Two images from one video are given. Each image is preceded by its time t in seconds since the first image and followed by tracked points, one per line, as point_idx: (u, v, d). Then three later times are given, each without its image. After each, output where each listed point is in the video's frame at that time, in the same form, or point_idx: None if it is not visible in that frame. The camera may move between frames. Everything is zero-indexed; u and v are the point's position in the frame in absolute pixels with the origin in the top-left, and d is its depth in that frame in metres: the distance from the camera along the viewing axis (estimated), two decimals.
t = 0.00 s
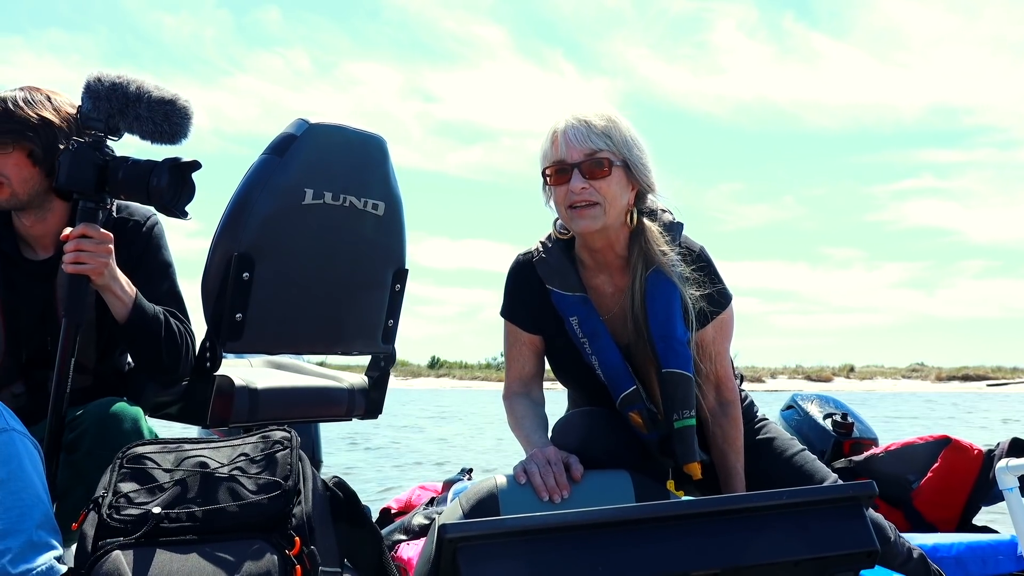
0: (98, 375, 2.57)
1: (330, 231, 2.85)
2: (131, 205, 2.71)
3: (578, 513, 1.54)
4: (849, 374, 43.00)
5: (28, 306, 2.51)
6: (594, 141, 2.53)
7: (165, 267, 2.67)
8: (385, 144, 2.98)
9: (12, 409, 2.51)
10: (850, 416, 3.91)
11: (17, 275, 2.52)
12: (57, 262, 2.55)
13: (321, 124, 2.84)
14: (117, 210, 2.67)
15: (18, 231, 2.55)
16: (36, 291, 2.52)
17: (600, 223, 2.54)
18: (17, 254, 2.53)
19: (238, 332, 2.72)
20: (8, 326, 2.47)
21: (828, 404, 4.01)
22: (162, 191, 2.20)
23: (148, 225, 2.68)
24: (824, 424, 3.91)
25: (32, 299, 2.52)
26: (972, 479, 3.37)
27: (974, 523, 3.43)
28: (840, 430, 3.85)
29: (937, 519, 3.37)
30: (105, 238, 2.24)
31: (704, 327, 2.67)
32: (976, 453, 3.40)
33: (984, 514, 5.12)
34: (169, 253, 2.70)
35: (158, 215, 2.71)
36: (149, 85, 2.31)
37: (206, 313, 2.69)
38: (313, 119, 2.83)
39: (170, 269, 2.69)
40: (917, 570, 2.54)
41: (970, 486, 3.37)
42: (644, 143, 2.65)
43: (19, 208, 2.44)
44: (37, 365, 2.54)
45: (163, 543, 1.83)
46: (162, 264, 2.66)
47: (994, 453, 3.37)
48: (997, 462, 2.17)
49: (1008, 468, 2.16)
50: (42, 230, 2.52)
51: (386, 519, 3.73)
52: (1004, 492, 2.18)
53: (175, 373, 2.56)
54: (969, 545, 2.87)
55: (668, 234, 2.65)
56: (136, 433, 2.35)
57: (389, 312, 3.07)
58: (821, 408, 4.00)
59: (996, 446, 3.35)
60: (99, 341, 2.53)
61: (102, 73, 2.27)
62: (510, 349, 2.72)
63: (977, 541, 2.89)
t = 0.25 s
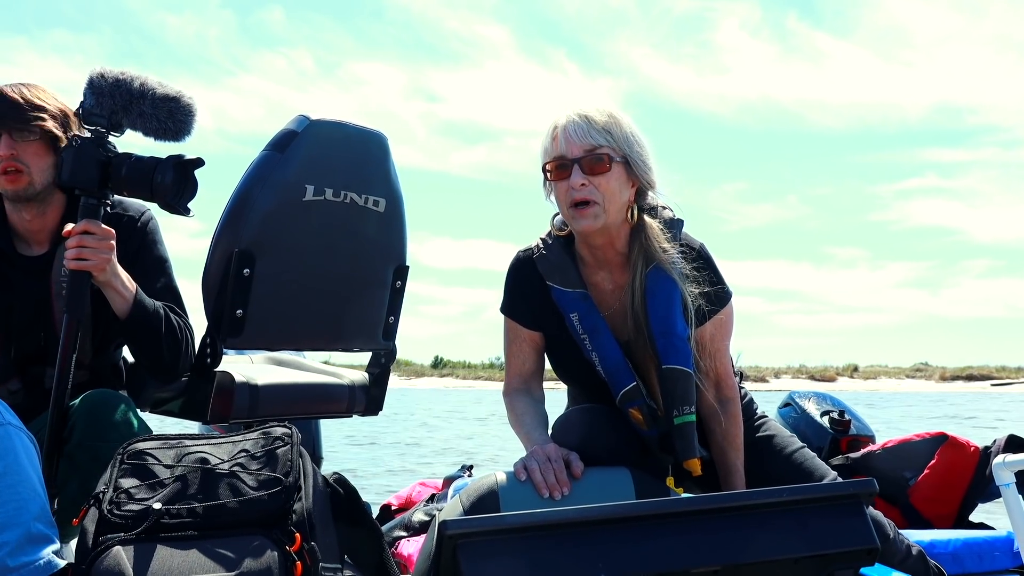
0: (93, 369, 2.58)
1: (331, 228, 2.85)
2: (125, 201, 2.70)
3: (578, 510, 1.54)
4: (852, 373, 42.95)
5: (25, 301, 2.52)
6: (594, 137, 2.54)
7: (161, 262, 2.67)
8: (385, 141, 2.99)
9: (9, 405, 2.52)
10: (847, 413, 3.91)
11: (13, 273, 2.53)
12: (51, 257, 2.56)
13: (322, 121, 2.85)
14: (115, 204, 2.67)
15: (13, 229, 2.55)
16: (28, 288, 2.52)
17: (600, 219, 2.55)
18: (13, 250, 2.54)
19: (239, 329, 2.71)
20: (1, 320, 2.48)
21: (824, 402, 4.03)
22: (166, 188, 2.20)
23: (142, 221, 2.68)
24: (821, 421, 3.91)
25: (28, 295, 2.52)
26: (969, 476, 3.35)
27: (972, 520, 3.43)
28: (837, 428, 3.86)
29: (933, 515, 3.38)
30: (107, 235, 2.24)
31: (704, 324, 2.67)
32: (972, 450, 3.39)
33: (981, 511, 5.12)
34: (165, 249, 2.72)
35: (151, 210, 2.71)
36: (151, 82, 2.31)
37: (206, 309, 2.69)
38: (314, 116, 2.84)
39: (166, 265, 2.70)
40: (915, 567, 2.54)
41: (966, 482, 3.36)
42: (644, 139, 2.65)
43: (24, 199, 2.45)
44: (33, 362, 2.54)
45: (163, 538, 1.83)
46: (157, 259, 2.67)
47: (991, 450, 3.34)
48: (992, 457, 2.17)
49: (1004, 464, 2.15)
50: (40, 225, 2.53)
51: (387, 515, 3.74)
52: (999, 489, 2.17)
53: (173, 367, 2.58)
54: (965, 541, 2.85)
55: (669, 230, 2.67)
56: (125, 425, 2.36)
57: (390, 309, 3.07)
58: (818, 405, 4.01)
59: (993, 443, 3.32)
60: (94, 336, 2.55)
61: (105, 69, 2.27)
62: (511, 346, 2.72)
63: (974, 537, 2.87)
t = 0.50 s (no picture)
0: (94, 365, 2.59)
1: (332, 225, 2.86)
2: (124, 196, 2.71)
3: (578, 506, 1.54)
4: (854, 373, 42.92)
5: (26, 295, 2.53)
6: (597, 134, 2.54)
7: (161, 257, 2.68)
8: (386, 137, 2.99)
9: (10, 400, 2.52)
10: (843, 409, 3.91)
11: (13, 269, 2.54)
12: (52, 252, 2.57)
13: (323, 117, 2.85)
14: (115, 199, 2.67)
15: (13, 224, 2.56)
16: (29, 283, 2.54)
17: (603, 215, 2.54)
18: (13, 246, 2.54)
19: (239, 325, 2.72)
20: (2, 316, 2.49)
21: (821, 397, 4.04)
22: (166, 182, 2.20)
23: (142, 216, 2.69)
24: (816, 417, 3.92)
25: (29, 291, 2.53)
26: (964, 470, 3.37)
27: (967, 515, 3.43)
28: (833, 423, 3.85)
29: (926, 509, 3.38)
30: (107, 229, 2.24)
31: (705, 320, 2.67)
32: (966, 444, 3.40)
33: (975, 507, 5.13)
34: (166, 244, 2.72)
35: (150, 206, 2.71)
36: (151, 77, 2.32)
37: (207, 305, 2.69)
38: (316, 112, 2.84)
39: (166, 260, 2.70)
40: (914, 564, 2.53)
41: (961, 477, 3.37)
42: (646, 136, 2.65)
43: (29, 195, 2.46)
44: (33, 358, 2.55)
45: (164, 533, 1.83)
46: (158, 254, 2.67)
47: (984, 445, 3.36)
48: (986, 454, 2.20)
49: (998, 460, 2.19)
50: (40, 221, 2.54)
51: (387, 511, 3.75)
52: (993, 484, 2.20)
53: (174, 362, 2.58)
54: (960, 536, 2.87)
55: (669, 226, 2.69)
56: (134, 419, 2.35)
57: (391, 306, 3.07)
58: (814, 401, 4.01)
59: (986, 437, 3.34)
60: (96, 332, 2.55)
61: (105, 64, 2.27)
62: (511, 342, 2.73)
63: (969, 533, 2.88)
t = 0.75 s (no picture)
0: (99, 358, 2.61)
1: (332, 220, 2.86)
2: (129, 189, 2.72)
3: (580, 500, 1.53)
4: (854, 372, 42.92)
5: (30, 288, 2.53)
6: (599, 129, 2.54)
7: (165, 250, 2.68)
8: (388, 131, 2.98)
9: (13, 392, 2.50)
10: (837, 402, 3.90)
11: (17, 261, 2.54)
12: (57, 244, 2.58)
13: (324, 111, 2.85)
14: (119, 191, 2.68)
15: (17, 217, 2.57)
16: (34, 276, 2.54)
17: (604, 209, 2.55)
18: (18, 239, 2.55)
19: (240, 318, 2.72)
20: (6, 310, 2.49)
21: (815, 392, 4.04)
22: (169, 176, 2.20)
23: (146, 209, 2.68)
24: (810, 411, 3.93)
25: (33, 284, 2.53)
26: (957, 465, 3.40)
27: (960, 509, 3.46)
28: (827, 418, 3.85)
29: (920, 503, 3.39)
30: (110, 222, 2.25)
31: (705, 315, 2.67)
32: (959, 439, 3.43)
33: (967, 502, 5.15)
34: (170, 238, 2.72)
35: (155, 198, 2.72)
36: (155, 71, 2.32)
37: (208, 299, 2.69)
38: (317, 106, 2.84)
39: (170, 253, 2.70)
40: (913, 560, 2.53)
41: (955, 472, 3.40)
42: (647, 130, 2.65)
43: (38, 189, 2.48)
44: (37, 352, 2.55)
45: (164, 526, 1.84)
46: (163, 248, 2.68)
47: (976, 439, 3.40)
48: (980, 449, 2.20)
49: (991, 455, 2.19)
50: (46, 214, 2.55)
51: (388, 504, 3.77)
52: (986, 480, 2.19)
53: (176, 355, 2.59)
54: (953, 530, 2.87)
55: (670, 222, 2.68)
56: (138, 415, 2.35)
57: (391, 300, 3.08)
58: (808, 396, 4.02)
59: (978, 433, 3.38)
60: (100, 324, 2.57)
61: (109, 57, 2.27)
62: (511, 336, 2.73)
63: (961, 526, 2.89)
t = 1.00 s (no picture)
0: (101, 356, 2.63)
1: (332, 217, 2.86)
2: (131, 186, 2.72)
3: (580, 496, 1.54)
4: (855, 372, 42.91)
5: (32, 285, 2.53)
6: (599, 124, 2.54)
7: (166, 247, 2.68)
8: (387, 129, 2.99)
9: (16, 390, 2.52)
10: (835, 401, 3.92)
11: (18, 258, 2.54)
12: (59, 241, 2.58)
13: (324, 108, 2.85)
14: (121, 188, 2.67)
15: (19, 213, 2.57)
16: (36, 274, 2.54)
17: (604, 205, 2.55)
18: (20, 235, 2.55)
19: (240, 315, 2.72)
20: (8, 309, 2.48)
21: (813, 389, 4.04)
22: (173, 174, 2.20)
23: (148, 206, 2.68)
24: (808, 408, 3.94)
25: (34, 282, 2.54)
26: (954, 463, 3.41)
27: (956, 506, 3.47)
28: (825, 416, 3.87)
29: (917, 501, 3.40)
30: (112, 221, 2.24)
31: (706, 312, 2.67)
32: (956, 437, 3.43)
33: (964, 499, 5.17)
34: (173, 236, 2.72)
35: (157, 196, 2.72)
36: (160, 68, 2.32)
37: (208, 297, 2.69)
38: (317, 103, 2.84)
39: (172, 250, 2.70)
40: (913, 558, 2.53)
41: (952, 470, 3.41)
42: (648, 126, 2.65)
43: (42, 187, 2.48)
44: (38, 351, 2.55)
45: (164, 523, 1.84)
46: (163, 246, 2.67)
47: (973, 437, 3.40)
48: (979, 447, 2.19)
49: (990, 453, 2.18)
50: (49, 211, 2.56)
51: (387, 502, 3.78)
52: (985, 478, 2.18)
53: (177, 353, 2.58)
54: (950, 527, 2.87)
55: (671, 218, 2.69)
56: (141, 416, 2.36)
57: (391, 297, 3.08)
58: (806, 393, 4.02)
59: (975, 430, 3.39)
60: (102, 322, 2.57)
61: (114, 54, 2.28)
62: (512, 333, 2.73)
63: (959, 523, 2.89)
